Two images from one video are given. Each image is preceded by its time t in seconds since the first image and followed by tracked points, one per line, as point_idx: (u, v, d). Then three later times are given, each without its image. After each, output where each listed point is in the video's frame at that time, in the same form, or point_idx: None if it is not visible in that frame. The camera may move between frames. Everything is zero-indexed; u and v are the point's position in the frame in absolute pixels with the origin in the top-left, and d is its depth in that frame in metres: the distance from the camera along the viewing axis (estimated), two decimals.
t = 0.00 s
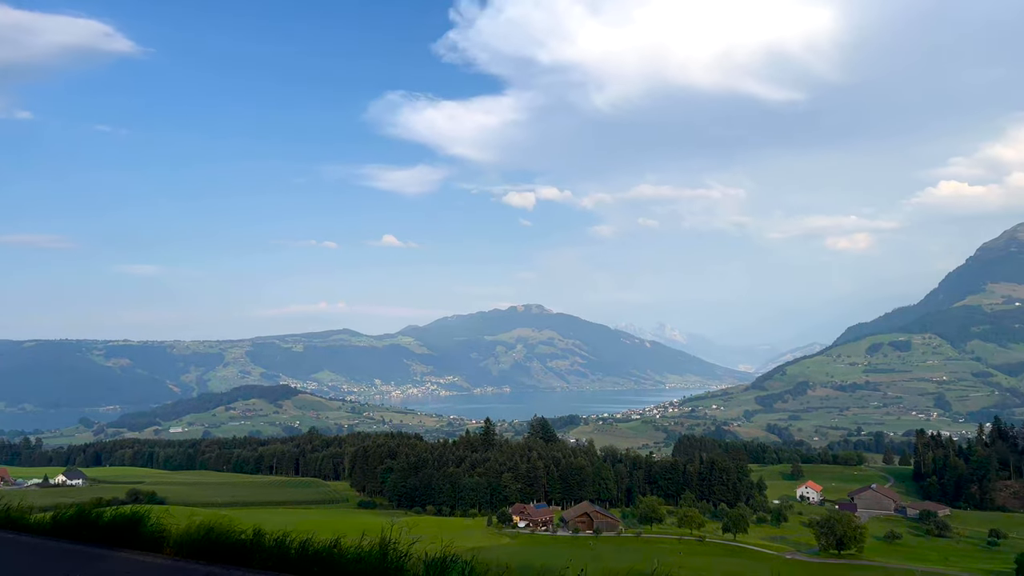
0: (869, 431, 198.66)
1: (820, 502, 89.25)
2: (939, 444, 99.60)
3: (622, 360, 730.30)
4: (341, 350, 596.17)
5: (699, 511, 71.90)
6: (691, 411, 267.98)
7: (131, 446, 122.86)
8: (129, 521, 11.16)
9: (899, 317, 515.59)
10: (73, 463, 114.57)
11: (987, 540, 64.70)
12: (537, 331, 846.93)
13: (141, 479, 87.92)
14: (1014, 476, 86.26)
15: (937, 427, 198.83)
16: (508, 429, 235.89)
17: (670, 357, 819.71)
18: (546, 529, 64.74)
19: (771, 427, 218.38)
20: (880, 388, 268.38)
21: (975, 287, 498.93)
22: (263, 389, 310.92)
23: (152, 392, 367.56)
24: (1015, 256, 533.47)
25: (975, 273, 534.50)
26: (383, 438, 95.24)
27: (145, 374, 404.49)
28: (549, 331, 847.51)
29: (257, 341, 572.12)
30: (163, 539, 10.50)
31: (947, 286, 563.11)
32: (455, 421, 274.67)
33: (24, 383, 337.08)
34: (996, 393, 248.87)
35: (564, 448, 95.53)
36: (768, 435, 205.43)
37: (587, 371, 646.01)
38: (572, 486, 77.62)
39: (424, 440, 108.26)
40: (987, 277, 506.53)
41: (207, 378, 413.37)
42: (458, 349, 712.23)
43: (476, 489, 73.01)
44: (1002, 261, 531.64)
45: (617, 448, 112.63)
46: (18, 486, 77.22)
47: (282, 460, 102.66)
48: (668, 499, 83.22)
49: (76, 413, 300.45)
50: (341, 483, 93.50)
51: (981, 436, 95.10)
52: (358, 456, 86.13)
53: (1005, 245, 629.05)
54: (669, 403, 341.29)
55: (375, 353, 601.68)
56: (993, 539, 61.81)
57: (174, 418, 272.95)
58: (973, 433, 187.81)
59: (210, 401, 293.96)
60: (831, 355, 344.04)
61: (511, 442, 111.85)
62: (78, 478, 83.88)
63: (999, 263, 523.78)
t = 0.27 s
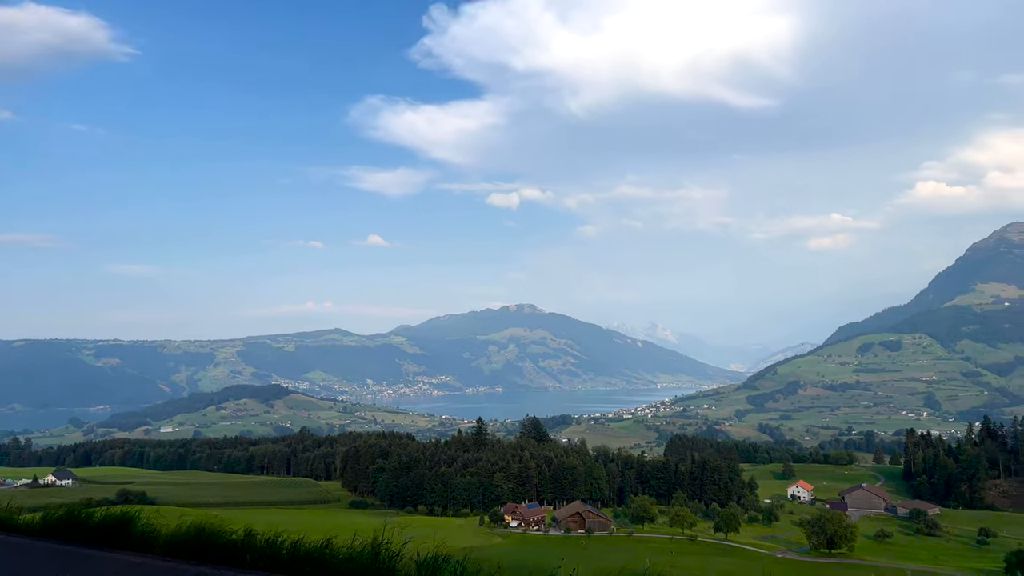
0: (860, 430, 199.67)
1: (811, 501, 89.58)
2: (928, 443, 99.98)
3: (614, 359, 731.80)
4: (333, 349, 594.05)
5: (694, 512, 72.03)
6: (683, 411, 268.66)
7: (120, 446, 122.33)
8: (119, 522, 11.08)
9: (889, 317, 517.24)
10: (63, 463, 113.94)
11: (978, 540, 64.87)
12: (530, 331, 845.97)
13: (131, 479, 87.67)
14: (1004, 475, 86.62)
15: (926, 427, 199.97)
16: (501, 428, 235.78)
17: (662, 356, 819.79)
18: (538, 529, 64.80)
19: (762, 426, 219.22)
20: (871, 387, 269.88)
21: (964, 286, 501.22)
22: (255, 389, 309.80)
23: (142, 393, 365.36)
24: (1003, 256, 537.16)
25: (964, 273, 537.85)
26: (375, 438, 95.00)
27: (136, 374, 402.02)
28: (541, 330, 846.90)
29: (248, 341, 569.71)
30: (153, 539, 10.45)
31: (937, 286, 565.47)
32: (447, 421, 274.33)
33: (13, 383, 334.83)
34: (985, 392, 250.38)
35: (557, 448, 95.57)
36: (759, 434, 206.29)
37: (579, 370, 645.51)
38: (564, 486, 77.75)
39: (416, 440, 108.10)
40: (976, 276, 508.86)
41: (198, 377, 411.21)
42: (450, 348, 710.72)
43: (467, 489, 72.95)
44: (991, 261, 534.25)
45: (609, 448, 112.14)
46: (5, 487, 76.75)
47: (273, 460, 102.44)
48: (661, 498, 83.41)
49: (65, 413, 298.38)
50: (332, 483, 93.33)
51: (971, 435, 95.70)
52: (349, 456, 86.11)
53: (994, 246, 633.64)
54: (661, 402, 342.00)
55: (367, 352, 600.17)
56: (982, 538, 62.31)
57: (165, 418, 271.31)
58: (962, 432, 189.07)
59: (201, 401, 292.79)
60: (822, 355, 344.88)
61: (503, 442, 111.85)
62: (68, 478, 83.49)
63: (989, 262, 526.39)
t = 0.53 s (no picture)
0: (851, 430, 200.69)
1: (803, 500, 90.03)
2: (919, 442, 100.43)
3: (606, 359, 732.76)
4: (326, 349, 592.45)
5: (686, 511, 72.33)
6: (675, 411, 269.18)
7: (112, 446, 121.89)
8: (109, 522, 11.02)
9: (881, 317, 518.74)
10: (53, 463, 113.38)
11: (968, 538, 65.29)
12: (523, 331, 844.76)
13: (121, 480, 87.51)
14: (994, 475, 86.98)
15: (917, 426, 201.14)
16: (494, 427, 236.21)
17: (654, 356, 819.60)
18: (531, 528, 64.76)
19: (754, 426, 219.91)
20: (862, 387, 271.09)
21: (955, 286, 503.14)
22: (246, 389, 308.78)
23: (134, 392, 363.53)
24: (993, 257, 540.36)
25: (955, 274, 540.63)
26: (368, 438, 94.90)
27: (127, 374, 400.22)
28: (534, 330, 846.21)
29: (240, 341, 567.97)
30: (144, 539, 10.40)
31: (928, 286, 567.53)
32: (441, 421, 274.24)
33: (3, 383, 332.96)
34: (975, 392, 251.76)
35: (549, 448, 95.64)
36: (751, 434, 207.15)
37: (572, 370, 645.07)
38: (556, 485, 77.81)
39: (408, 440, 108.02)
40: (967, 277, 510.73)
41: (190, 377, 409.73)
42: (443, 348, 709.36)
43: (460, 489, 72.90)
44: (982, 261, 536.44)
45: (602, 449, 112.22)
46: None
47: (265, 460, 102.14)
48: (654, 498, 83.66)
49: (56, 412, 296.73)
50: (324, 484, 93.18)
51: (961, 434, 96.21)
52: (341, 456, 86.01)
53: (984, 247, 637.35)
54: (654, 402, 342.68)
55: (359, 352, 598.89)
56: (973, 536, 62.70)
57: (155, 417, 270.00)
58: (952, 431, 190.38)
59: (193, 400, 292.05)
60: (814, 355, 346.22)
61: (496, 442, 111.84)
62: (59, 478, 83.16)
63: (979, 262, 528.36)
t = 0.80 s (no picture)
0: (843, 429, 201.68)
1: (794, 499, 90.53)
2: (909, 441, 101.03)
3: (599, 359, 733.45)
4: (318, 349, 591.03)
5: (679, 510, 72.53)
6: (668, 410, 269.68)
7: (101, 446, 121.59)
8: (100, 522, 11.00)
9: (873, 316, 520.64)
10: (43, 463, 112.74)
11: (956, 535, 65.85)
12: (516, 330, 844.03)
13: (114, 479, 87.31)
14: (983, 474, 87.55)
15: (909, 425, 202.27)
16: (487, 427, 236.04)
17: (648, 356, 819.83)
18: (524, 527, 64.84)
19: (746, 425, 220.57)
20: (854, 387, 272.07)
21: (946, 286, 505.36)
22: (239, 388, 307.70)
23: (126, 392, 361.97)
24: (984, 258, 543.22)
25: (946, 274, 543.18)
26: (361, 438, 94.83)
27: (119, 374, 398.58)
28: (527, 330, 845.88)
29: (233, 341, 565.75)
30: (136, 541, 10.36)
31: (920, 286, 569.79)
32: (434, 420, 273.98)
33: None
34: (966, 391, 253.27)
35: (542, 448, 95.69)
36: (743, 433, 207.84)
37: (565, 369, 644.72)
38: (549, 484, 77.81)
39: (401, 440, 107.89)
40: (958, 277, 513.06)
41: (181, 377, 407.89)
42: (435, 348, 708.29)
43: (454, 488, 73.06)
44: (972, 261, 538.82)
45: (595, 447, 112.22)
46: None
47: (258, 460, 101.90)
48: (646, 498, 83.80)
49: (47, 412, 294.95)
50: (317, 483, 93.08)
51: (952, 434, 96.66)
52: (334, 455, 85.87)
53: (974, 247, 640.39)
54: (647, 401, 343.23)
55: (352, 352, 597.78)
56: (964, 535, 63.00)
57: (147, 417, 268.61)
58: (942, 430, 191.74)
59: (184, 400, 291.13)
60: (806, 355, 347.38)
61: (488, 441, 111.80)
62: (50, 478, 82.91)
63: (970, 263, 530.88)
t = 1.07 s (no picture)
0: (832, 428, 202.61)
1: (784, 498, 90.85)
2: (898, 441, 101.51)
3: (591, 358, 734.64)
4: (309, 348, 589.20)
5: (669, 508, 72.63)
6: (658, 410, 270.31)
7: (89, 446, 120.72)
8: (89, 522, 10.96)
9: (862, 316, 523.12)
10: (31, 463, 111.89)
11: (943, 534, 66.28)
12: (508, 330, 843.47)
13: (102, 479, 86.78)
14: (970, 472, 88.07)
15: (897, 424, 203.44)
16: (477, 426, 235.82)
17: (639, 356, 821.24)
18: (514, 526, 64.93)
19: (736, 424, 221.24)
20: (843, 386, 273.33)
21: (935, 285, 508.20)
22: (228, 388, 306.27)
23: (115, 391, 359.97)
24: (972, 258, 547.14)
25: (935, 274, 546.55)
26: (352, 438, 94.48)
27: (108, 374, 396.32)
28: (518, 330, 845.27)
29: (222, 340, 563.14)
30: (125, 540, 10.32)
31: (909, 285, 572.91)
32: (425, 420, 273.47)
33: None
34: (954, 391, 254.86)
35: (534, 446, 95.74)
36: (733, 433, 208.50)
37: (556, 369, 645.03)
38: (539, 484, 77.74)
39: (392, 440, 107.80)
40: (947, 277, 516.10)
41: (171, 377, 405.64)
42: (427, 348, 707.04)
43: (444, 487, 72.90)
44: (961, 261, 542.10)
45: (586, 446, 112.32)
46: None
47: (248, 460, 101.47)
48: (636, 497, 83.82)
49: (34, 412, 292.69)
50: (307, 483, 92.79)
51: (941, 432, 97.21)
52: (325, 455, 85.56)
53: (963, 247, 644.91)
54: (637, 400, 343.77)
55: (343, 352, 596.33)
56: (951, 533, 63.29)
57: (135, 417, 266.93)
58: (930, 429, 193.02)
59: (174, 400, 289.94)
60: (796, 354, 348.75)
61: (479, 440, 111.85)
62: (37, 478, 82.27)
63: (959, 263, 534.21)
